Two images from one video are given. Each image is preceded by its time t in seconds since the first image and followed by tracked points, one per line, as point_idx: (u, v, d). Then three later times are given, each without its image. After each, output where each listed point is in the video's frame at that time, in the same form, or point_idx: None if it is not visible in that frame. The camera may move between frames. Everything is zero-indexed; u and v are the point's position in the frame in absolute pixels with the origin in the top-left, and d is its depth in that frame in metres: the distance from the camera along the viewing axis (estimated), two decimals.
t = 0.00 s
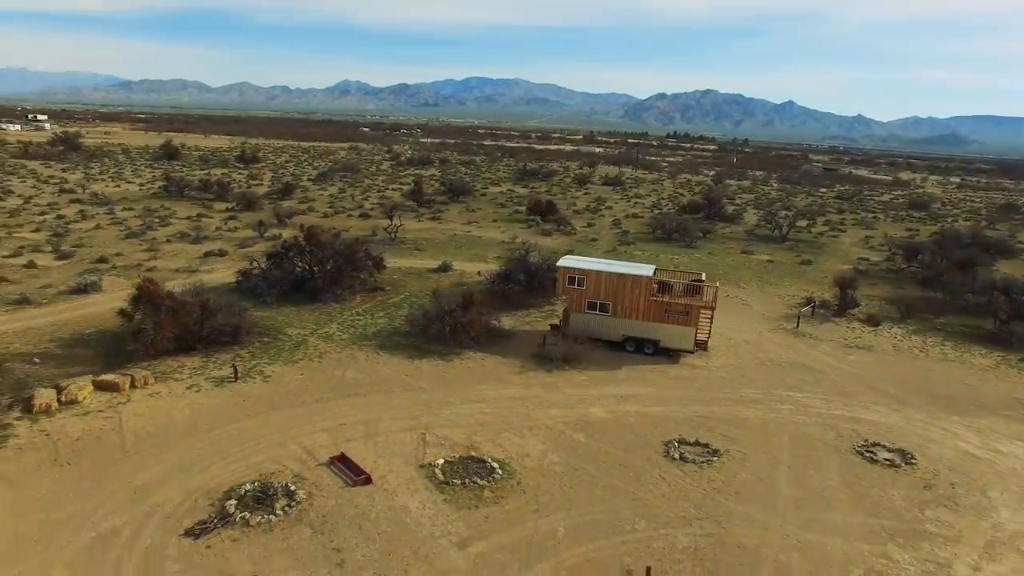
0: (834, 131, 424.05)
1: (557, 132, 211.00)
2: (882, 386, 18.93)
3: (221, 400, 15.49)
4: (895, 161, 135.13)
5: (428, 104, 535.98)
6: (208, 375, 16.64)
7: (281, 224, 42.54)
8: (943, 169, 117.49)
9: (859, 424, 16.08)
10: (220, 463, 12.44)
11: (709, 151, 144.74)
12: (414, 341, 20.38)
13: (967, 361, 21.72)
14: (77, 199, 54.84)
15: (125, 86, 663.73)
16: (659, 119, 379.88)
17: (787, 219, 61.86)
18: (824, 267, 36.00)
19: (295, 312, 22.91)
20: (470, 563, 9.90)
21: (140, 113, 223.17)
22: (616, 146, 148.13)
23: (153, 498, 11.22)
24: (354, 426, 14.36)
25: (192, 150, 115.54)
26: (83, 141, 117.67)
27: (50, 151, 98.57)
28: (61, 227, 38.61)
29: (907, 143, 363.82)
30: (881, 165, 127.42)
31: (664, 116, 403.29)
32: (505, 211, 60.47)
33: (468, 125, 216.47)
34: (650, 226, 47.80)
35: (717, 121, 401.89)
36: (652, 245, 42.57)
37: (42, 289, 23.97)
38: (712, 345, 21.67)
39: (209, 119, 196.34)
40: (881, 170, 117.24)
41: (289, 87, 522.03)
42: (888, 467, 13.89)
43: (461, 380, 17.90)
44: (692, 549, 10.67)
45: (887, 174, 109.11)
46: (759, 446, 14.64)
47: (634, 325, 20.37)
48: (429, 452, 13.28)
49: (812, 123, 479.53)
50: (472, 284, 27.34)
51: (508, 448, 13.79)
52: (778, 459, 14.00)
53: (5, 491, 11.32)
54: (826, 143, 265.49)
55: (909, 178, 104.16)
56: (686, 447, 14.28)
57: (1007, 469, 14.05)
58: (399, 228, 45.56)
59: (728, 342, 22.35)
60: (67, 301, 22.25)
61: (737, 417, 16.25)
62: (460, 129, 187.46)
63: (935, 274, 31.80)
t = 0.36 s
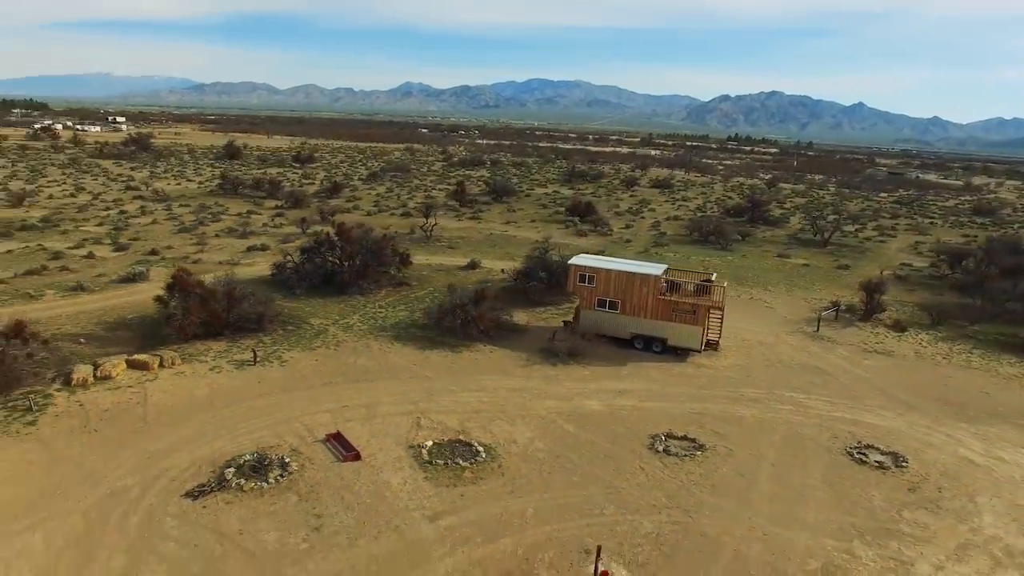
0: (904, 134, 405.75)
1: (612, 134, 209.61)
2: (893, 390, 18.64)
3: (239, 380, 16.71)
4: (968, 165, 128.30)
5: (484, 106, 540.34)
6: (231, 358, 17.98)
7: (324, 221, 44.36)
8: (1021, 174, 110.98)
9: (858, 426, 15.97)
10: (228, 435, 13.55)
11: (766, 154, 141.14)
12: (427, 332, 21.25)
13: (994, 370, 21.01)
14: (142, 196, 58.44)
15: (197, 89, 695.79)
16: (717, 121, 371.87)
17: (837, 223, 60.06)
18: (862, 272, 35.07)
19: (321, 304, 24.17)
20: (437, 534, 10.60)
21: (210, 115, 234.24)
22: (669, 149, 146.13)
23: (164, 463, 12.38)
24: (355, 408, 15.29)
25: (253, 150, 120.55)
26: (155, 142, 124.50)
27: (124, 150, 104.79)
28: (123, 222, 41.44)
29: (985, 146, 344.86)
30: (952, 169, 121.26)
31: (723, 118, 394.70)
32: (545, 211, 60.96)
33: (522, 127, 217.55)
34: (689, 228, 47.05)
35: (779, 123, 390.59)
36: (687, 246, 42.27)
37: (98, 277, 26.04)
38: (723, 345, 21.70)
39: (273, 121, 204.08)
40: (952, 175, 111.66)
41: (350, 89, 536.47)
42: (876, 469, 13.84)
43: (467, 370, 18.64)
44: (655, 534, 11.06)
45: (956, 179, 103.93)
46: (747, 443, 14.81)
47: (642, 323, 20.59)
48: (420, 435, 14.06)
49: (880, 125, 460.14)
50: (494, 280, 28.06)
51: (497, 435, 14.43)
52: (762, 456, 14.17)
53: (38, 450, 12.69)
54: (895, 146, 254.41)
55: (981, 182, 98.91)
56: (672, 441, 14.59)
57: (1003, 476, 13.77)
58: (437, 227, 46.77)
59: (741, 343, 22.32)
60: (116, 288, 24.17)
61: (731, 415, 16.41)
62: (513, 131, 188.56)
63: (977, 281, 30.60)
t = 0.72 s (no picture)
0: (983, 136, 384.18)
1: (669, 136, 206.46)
2: (903, 395, 18.36)
3: (260, 364, 17.97)
4: None
5: (539, 108, 541.25)
6: (255, 344, 19.32)
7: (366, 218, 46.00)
8: None
9: (855, 428, 15.90)
10: (239, 412, 14.72)
11: (827, 158, 136.44)
12: (443, 325, 22.15)
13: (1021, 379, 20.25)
14: (201, 194, 61.83)
15: (264, 92, 723.32)
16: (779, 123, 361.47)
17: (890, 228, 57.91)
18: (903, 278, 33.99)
19: (348, 296, 25.40)
20: (412, 507, 11.37)
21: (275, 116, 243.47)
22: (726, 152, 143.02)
23: (179, 433, 13.62)
24: (360, 392, 16.27)
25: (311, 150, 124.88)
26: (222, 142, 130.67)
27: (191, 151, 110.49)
28: (180, 219, 44.17)
29: None
30: None
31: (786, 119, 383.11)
32: (587, 211, 60.90)
33: (576, 129, 216.93)
34: (727, 231, 45.66)
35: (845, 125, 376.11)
36: (723, 248, 41.76)
37: (149, 267, 28.09)
38: (735, 346, 21.72)
39: (333, 122, 210.56)
40: None
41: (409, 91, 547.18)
42: (863, 469, 13.83)
43: (474, 361, 19.40)
44: (622, 518, 11.53)
45: None
46: (735, 440, 15.02)
47: (651, 321, 20.88)
48: (416, 419, 14.89)
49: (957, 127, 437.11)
50: (517, 277, 28.73)
51: (489, 422, 15.12)
52: (748, 452, 14.39)
53: (73, 417, 14.14)
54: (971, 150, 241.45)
55: None
56: (660, 434, 14.94)
57: (997, 482, 13.54)
58: (475, 227, 47.80)
59: (755, 344, 22.26)
60: (162, 278, 26.06)
61: (727, 412, 16.59)
62: (567, 133, 188.25)
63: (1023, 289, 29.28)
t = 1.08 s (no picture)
0: None
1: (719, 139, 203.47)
2: (910, 399, 18.12)
3: (278, 351, 19.11)
4: None
5: (590, 110, 537.87)
6: (276, 333, 20.55)
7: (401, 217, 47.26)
8: None
9: (850, 429, 15.88)
10: (252, 393, 15.81)
11: (885, 161, 131.53)
12: (456, 319, 22.91)
13: None
14: (250, 192, 64.60)
15: (319, 94, 742.92)
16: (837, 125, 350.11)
17: (941, 233, 55.76)
18: (939, 283, 32.96)
19: (370, 290, 26.46)
20: (395, 485, 12.12)
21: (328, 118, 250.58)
22: (776, 156, 139.73)
23: (195, 410, 14.77)
24: (367, 379, 17.16)
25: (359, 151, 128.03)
26: (276, 143, 135.41)
27: (246, 151, 114.96)
28: (225, 216, 46.42)
29: None
30: None
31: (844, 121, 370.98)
32: (623, 211, 60.67)
33: (624, 131, 215.75)
34: (762, 234, 44.25)
35: (908, 127, 361.46)
36: (755, 250, 41.16)
37: (191, 260, 29.86)
38: (744, 346, 21.75)
39: (383, 124, 215.05)
40: None
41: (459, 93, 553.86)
42: (849, 468, 13.88)
43: (481, 353, 20.09)
44: (594, 503, 12.00)
45: None
46: (724, 436, 15.26)
47: (659, 320, 21.10)
48: (414, 405, 15.67)
49: None
50: (538, 275, 29.28)
51: (484, 410, 15.79)
52: (734, 448, 14.62)
53: (103, 393, 15.47)
54: None
55: None
56: (649, 427, 15.31)
57: (988, 486, 13.38)
58: (507, 227, 48.52)
59: (766, 345, 22.22)
60: (200, 270, 27.72)
61: (722, 409, 16.79)
62: (615, 135, 187.00)
63: None
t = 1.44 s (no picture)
0: None
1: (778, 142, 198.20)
2: (914, 403, 17.90)
3: (298, 338, 20.41)
4: None
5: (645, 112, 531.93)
6: (298, 321, 21.90)
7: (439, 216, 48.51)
8: None
9: (843, 428, 15.92)
10: (267, 375, 17.07)
11: (953, 165, 125.37)
12: (471, 312, 23.78)
13: None
14: (300, 191, 67.39)
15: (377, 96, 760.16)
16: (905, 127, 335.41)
17: (1000, 239, 53.13)
18: (980, 290, 31.77)
19: (395, 284, 27.59)
20: (382, 460, 13.04)
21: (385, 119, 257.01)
22: (835, 159, 135.17)
23: (213, 387, 16.11)
24: (375, 365, 18.20)
25: (411, 152, 130.81)
26: (332, 143, 139.91)
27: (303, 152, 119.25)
28: (273, 213, 48.77)
29: None
30: None
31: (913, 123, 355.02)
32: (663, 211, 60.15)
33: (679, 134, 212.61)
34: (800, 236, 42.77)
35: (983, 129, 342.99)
36: (791, 251, 40.41)
37: (233, 253, 31.77)
38: (754, 346, 21.80)
39: (437, 125, 218.54)
40: None
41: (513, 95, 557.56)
42: (831, 465, 14.02)
43: (489, 345, 20.88)
44: (566, 486, 12.62)
45: None
46: (712, 429, 15.58)
47: (667, 318, 21.39)
48: (414, 390, 16.60)
49: None
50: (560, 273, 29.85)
51: (480, 397, 16.58)
52: (718, 441, 14.95)
53: (136, 369, 17.03)
54: None
55: None
56: (638, 419, 15.76)
57: (972, 489, 13.29)
58: (543, 227, 49.14)
59: (777, 346, 22.19)
60: (240, 262, 29.52)
61: (716, 405, 17.07)
62: (668, 137, 184.68)
63: None
